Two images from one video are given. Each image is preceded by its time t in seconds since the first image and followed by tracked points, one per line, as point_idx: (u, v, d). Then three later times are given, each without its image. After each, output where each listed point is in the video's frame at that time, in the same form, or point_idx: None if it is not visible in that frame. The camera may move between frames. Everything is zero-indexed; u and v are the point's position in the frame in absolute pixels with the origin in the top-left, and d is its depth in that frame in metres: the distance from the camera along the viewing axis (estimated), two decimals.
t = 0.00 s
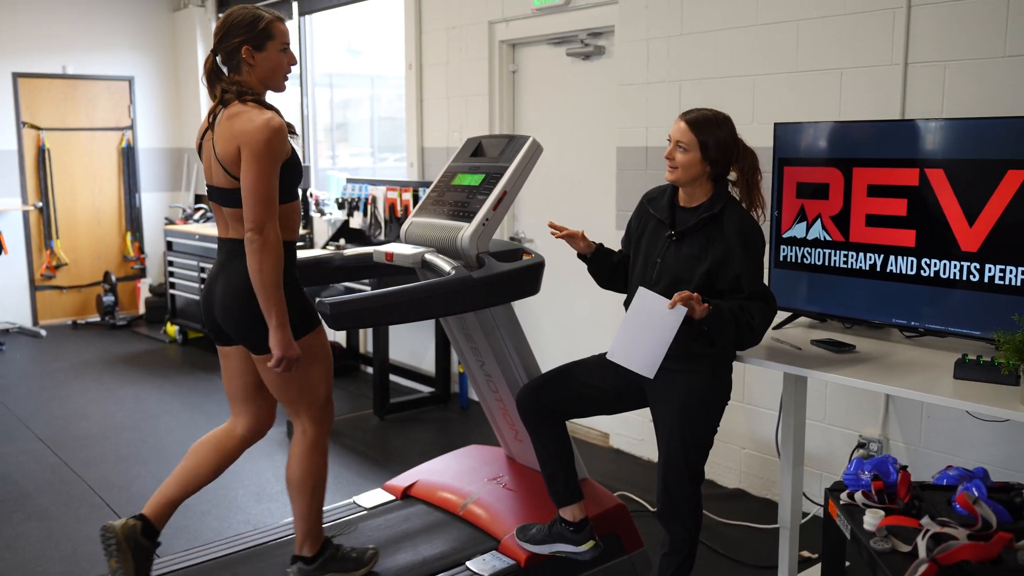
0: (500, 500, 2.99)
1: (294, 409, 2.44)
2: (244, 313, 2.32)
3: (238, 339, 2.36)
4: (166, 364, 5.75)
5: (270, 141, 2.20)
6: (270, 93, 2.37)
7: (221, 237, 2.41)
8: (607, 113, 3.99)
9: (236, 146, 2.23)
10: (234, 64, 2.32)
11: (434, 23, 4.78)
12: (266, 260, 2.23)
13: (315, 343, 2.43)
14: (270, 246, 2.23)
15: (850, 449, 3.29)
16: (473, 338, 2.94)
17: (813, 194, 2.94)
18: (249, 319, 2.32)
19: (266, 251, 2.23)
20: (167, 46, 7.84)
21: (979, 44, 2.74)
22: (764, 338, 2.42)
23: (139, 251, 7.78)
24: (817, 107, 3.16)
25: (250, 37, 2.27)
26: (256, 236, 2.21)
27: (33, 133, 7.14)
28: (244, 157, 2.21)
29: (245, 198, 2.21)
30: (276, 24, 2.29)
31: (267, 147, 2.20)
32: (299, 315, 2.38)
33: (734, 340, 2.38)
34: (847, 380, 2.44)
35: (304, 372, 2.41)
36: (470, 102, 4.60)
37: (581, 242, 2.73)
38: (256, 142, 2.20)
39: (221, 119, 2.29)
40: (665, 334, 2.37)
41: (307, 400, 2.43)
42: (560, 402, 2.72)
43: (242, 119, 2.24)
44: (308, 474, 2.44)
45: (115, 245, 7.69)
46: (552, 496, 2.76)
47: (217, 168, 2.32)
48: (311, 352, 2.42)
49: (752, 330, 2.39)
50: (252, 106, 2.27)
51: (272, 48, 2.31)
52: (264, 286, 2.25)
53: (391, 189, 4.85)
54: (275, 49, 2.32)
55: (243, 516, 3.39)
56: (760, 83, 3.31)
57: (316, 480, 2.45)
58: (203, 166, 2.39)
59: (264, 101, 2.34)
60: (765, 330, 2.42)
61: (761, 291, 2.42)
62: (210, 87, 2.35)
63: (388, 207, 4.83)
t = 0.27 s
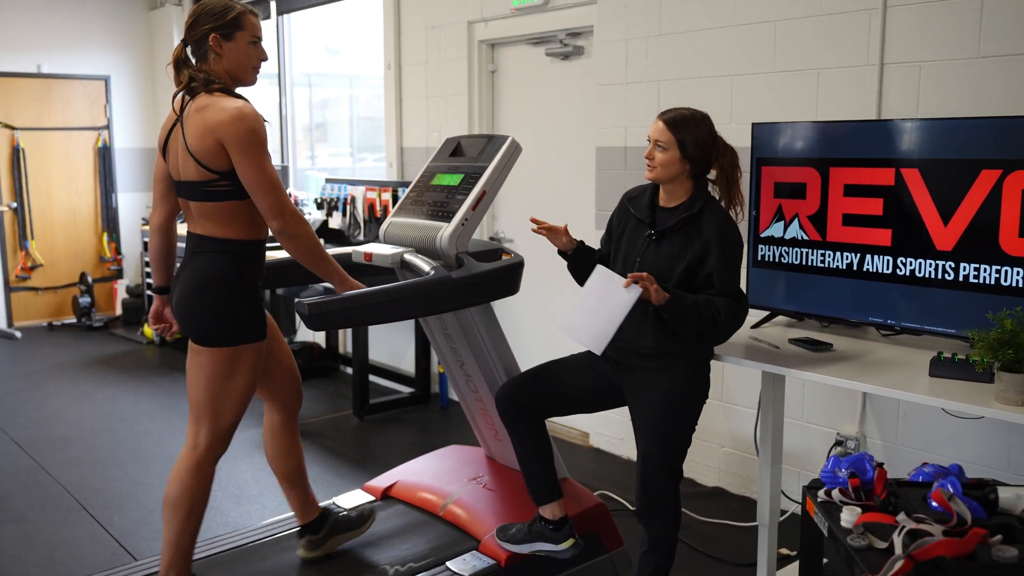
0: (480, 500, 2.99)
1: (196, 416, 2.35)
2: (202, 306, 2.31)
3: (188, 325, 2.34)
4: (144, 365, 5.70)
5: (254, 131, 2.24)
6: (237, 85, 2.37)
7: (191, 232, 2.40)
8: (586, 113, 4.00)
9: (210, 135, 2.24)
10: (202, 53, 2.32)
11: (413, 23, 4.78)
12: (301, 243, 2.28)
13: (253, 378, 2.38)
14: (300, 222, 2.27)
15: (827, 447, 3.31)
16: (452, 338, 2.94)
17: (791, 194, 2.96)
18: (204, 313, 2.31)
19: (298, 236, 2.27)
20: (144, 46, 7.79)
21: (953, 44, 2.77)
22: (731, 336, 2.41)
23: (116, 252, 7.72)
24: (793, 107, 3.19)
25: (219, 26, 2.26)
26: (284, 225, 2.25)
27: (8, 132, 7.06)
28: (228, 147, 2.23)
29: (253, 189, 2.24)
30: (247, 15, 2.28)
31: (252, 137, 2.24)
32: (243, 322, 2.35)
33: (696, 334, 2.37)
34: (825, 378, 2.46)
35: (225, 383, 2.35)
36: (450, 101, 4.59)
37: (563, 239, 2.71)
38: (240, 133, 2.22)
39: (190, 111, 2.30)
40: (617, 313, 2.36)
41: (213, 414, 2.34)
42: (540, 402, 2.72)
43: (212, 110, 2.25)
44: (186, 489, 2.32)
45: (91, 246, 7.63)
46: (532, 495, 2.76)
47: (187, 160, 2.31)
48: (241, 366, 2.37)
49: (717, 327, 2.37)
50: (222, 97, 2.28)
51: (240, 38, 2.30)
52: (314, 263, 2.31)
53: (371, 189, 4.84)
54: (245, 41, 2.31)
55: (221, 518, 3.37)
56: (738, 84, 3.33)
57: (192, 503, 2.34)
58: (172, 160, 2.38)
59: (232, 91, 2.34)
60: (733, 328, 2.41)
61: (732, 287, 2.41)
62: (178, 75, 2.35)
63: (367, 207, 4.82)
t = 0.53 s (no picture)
0: (460, 500, 2.99)
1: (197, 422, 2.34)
2: (196, 317, 2.30)
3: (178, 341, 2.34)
4: (121, 367, 5.66)
5: (236, 139, 2.24)
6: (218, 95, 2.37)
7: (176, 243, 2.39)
8: (565, 113, 4.01)
9: (195, 145, 2.24)
10: (181, 67, 2.31)
11: (392, 22, 4.77)
12: (267, 253, 2.29)
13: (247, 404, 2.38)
14: (267, 227, 2.28)
15: (806, 445, 3.34)
16: (432, 338, 2.94)
17: (769, 193, 2.97)
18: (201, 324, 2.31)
19: (265, 243, 2.28)
20: (121, 44, 7.73)
21: (927, 45, 2.80)
22: (674, 331, 2.38)
23: (93, 253, 7.65)
24: (769, 107, 3.21)
25: (196, 40, 2.26)
26: (253, 231, 2.25)
27: None
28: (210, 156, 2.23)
29: (228, 196, 2.25)
30: (223, 29, 2.27)
31: (235, 145, 2.24)
32: (233, 332, 2.34)
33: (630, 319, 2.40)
34: (803, 377, 2.48)
35: (224, 392, 2.34)
36: (429, 101, 4.59)
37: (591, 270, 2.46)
38: (223, 143, 2.23)
39: (173, 122, 2.29)
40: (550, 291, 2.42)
41: (213, 422, 2.33)
42: (519, 401, 2.72)
43: (196, 120, 2.25)
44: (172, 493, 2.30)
45: (68, 247, 7.56)
46: (513, 495, 2.76)
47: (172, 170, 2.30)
48: (239, 373, 2.36)
49: (653, 318, 2.37)
50: (205, 107, 2.28)
51: (218, 52, 2.30)
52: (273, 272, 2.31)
53: (350, 189, 4.83)
54: (222, 54, 2.31)
55: (200, 521, 3.35)
56: (716, 84, 3.35)
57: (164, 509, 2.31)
58: (156, 173, 2.37)
59: (215, 103, 2.34)
60: (676, 326, 2.38)
61: (677, 280, 2.40)
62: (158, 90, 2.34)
63: (346, 207, 4.81)
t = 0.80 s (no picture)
0: (443, 501, 2.99)
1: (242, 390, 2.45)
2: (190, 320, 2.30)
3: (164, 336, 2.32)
4: (101, 368, 5.61)
5: (185, 125, 2.17)
6: (186, 84, 2.35)
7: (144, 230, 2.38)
8: (547, 113, 4.01)
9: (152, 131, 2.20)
10: (151, 53, 2.31)
11: (373, 22, 4.76)
12: (178, 244, 2.18)
13: (278, 386, 2.48)
14: (184, 229, 2.18)
15: (787, 443, 3.36)
16: (415, 338, 2.93)
17: (750, 193, 2.99)
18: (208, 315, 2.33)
19: (179, 234, 2.18)
20: (100, 43, 7.67)
21: (905, 47, 2.82)
22: (657, 332, 2.40)
23: (72, 253, 7.58)
24: (749, 107, 3.23)
25: (167, 27, 2.25)
26: (168, 218, 2.15)
27: None
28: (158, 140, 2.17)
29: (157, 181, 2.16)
30: (195, 16, 2.27)
31: (181, 130, 2.16)
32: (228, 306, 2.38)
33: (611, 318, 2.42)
34: (783, 375, 2.49)
35: (248, 356, 2.43)
36: (411, 101, 4.58)
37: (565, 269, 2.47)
38: (171, 128, 2.16)
39: (136, 108, 2.27)
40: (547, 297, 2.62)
41: (255, 380, 2.45)
42: (501, 401, 2.73)
43: (157, 105, 2.21)
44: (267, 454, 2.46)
45: (46, 248, 7.49)
46: (495, 495, 2.76)
47: (135, 157, 2.29)
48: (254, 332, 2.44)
49: (636, 319, 2.39)
50: (165, 93, 2.25)
51: (189, 40, 2.30)
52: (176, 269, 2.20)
53: (331, 189, 4.82)
54: (194, 41, 2.31)
55: (182, 523, 3.33)
56: (697, 84, 3.36)
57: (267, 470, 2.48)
58: (121, 158, 2.36)
59: (180, 89, 2.31)
60: (658, 326, 2.39)
61: (659, 281, 2.41)
62: (125, 76, 2.34)
63: (327, 207, 4.79)
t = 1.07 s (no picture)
0: (428, 498, 2.99)
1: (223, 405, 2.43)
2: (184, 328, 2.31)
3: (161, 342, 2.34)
4: (83, 367, 5.58)
5: (178, 135, 2.19)
6: (179, 94, 2.34)
7: (137, 239, 2.40)
8: (531, 111, 4.01)
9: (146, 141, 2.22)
10: (141, 65, 2.30)
11: (357, 19, 4.74)
12: (166, 254, 2.20)
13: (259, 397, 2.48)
14: (172, 240, 2.20)
15: (771, 439, 3.38)
16: (399, 336, 2.93)
17: (733, 190, 3.00)
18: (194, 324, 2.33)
19: (168, 244, 2.20)
20: (82, 41, 7.62)
21: (886, 45, 2.84)
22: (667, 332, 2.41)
23: (53, 252, 7.52)
24: (732, 105, 3.24)
25: (156, 38, 2.24)
26: (157, 228, 2.18)
27: None
28: (151, 150, 2.19)
29: (150, 191, 2.19)
30: (184, 26, 2.26)
31: (176, 141, 2.19)
32: (221, 316, 2.38)
33: (624, 328, 2.41)
34: (767, 371, 2.50)
35: (233, 369, 2.42)
36: (395, 99, 4.57)
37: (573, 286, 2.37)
38: (166, 138, 2.18)
39: (128, 118, 2.27)
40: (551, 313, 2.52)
41: (237, 394, 2.43)
42: (486, 399, 2.73)
43: (151, 115, 2.22)
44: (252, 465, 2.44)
45: (26, 247, 7.42)
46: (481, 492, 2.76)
47: (129, 168, 2.31)
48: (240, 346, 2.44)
49: (649, 324, 2.40)
50: (159, 104, 2.25)
51: (179, 50, 2.28)
52: (163, 280, 2.22)
53: (315, 187, 4.80)
54: (183, 51, 2.30)
55: (165, 522, 3.31)
56: (680, 82, 3.37)
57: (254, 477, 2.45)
58: (114, 168, 2.37)
59: (172, 100, 2.31)
60: (664, 327, 2.41)
61: (666, 286, 2.41)
62: (118, 88, 2.34)
63: (311, 205, 4.78)
